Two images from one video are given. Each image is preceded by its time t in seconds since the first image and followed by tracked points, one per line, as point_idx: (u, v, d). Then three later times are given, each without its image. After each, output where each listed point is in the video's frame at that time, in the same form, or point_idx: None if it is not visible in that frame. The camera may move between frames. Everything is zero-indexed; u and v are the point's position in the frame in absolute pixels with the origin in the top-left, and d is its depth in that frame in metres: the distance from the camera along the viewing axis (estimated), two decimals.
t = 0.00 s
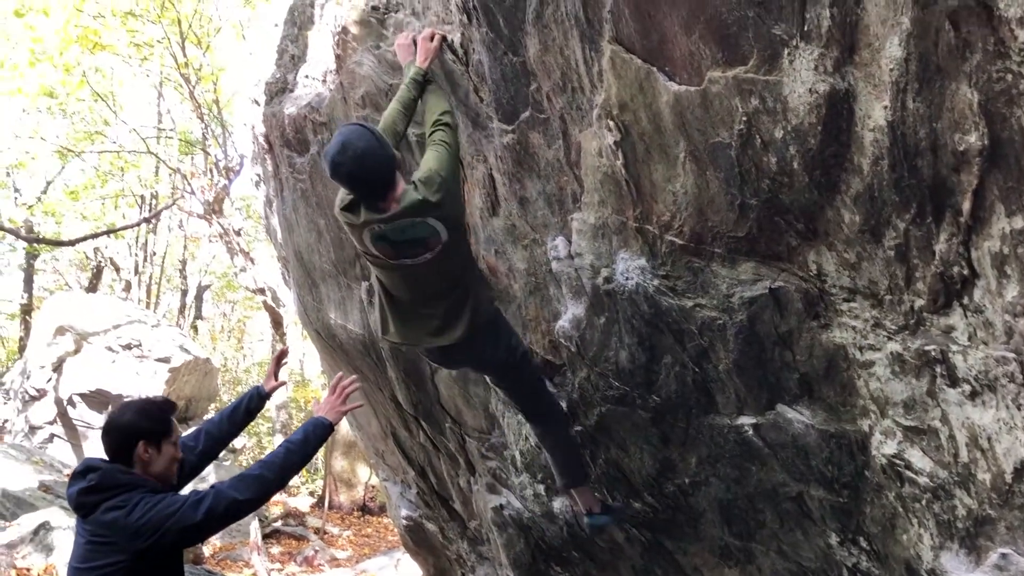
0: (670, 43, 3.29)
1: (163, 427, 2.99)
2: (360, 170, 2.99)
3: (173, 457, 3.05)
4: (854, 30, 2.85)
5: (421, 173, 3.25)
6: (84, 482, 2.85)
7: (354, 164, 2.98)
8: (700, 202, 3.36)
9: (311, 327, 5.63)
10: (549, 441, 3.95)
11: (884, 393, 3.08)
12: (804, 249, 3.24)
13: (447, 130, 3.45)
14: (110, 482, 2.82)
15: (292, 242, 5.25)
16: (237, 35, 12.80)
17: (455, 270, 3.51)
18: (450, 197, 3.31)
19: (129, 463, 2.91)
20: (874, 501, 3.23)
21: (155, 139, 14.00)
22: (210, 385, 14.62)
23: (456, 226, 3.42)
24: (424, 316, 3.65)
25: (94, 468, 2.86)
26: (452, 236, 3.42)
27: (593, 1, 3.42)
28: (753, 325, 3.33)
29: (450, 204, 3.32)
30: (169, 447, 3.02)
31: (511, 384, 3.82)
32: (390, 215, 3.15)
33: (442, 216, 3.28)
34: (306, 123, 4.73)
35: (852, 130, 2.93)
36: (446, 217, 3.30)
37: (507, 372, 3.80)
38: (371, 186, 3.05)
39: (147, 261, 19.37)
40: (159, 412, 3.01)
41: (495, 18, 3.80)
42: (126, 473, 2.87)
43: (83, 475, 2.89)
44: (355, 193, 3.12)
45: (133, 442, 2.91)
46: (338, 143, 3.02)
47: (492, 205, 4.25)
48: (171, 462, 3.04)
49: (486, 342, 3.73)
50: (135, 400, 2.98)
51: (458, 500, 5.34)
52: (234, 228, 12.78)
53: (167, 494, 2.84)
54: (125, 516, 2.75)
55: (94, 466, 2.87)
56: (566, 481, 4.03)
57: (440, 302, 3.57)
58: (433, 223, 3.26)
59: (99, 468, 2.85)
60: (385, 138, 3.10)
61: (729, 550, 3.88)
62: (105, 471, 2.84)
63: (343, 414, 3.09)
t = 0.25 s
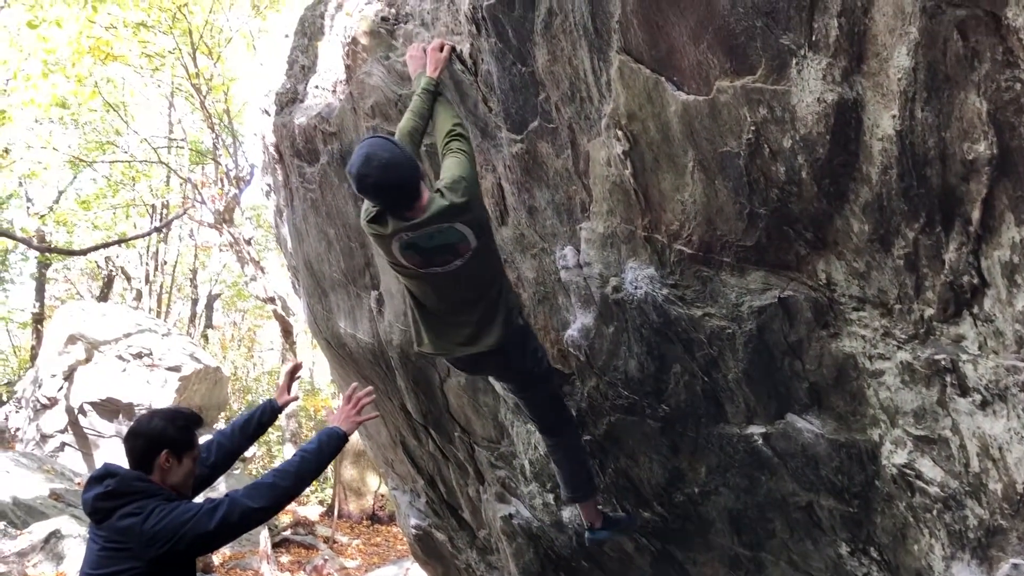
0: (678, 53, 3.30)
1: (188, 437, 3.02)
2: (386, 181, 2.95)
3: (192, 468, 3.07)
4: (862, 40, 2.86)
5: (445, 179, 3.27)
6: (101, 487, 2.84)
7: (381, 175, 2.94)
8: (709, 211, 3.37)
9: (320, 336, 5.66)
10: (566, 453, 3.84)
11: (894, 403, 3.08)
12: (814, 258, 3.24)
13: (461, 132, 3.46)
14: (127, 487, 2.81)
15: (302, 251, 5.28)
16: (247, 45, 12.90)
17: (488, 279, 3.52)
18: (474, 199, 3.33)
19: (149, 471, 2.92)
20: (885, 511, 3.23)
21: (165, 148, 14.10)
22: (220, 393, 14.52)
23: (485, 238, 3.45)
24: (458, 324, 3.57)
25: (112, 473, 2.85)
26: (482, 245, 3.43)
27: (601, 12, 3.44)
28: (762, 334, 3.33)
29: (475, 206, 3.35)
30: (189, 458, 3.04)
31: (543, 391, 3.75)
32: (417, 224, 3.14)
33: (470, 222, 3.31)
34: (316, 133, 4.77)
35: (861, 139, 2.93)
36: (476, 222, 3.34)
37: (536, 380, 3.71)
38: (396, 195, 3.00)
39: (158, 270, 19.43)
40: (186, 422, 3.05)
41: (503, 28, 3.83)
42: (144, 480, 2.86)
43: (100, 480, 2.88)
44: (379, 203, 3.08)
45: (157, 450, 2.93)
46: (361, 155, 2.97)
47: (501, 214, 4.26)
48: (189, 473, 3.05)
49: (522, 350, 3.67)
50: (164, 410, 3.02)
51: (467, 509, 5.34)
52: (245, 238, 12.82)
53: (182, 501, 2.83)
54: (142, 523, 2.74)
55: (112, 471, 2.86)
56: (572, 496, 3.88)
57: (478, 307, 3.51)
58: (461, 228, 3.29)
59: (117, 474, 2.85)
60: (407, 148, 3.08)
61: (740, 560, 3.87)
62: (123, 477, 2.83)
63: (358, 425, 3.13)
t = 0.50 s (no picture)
0: (683, 59, 3.30)
1: (197, 444, 3.03)
2: (379, 193, 3.00)
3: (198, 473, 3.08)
4: (867, 45, 2.86)
5: (434, 187, 3.28)
6: (107, 492, 2.85)
7: (372, 188, 3.00)
8: (714, 216, 3.37)
9: (326, 341, 5.68)
10: (568, 460, 3.89)
11: (900, 409, 3.07)
12: (819, 264, 3.24)
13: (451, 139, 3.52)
14: (134, 493, 2.83)
15: (308, 256, 5.30)
16: (254, 51, 12.97)
17: (485, 281, 3.48)
18: (466, 203, 3.33)
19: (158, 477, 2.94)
20: (891, 517, 3.22)
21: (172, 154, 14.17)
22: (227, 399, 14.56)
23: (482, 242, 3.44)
24: (467, 327, 3.61)
25: (120, 478, 2.86)
26: (478, 246, 3.41)
27: (606, 18, 3.45)
28: (768, 339, 3.33)
29: (468, 210, 3.35)
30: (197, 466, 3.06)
31: (552, 398, 3.81)
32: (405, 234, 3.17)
33: (462, 228, 3.30)
34: (322, 139, 4.79)
35: (866, 144, 2.93)
36: (468, 228, 3.32)
37: (548, 386, 3.75)
38: (390, 207, 3.07)
39: (165, 276, 19.49)
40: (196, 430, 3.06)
41: (509, 34, 3.84)
42: (151, 486, 2.88)
43: (107, 484, 2.89)
44: (374, 216, 3.13)
45: (166, 457, 2.94)
46: (355, 166, 3.06)
47: (506, 219, 4.30)
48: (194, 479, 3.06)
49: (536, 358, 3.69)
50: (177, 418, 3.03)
51: (473, 515, 5.34)
52: (252, 243, 12.85)
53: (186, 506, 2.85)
54: (147, 528, 2.75)
55: (119, 475, 2.87)
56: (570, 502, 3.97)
57: (486, 313, 3.54)
58: (455, 233, 3.29)
59: (124, 478, 2.86)
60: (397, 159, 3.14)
61: (746, 566, 3.85)
62: (129, 482, 2.84)
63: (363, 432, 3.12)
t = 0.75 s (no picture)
0: (689, 66, 3.31)
1: (192, 449, 3.04)
2: (345, 208, 3.20)
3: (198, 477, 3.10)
4: (873, 52, 2.86)
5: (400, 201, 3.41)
6: (110, 499, 2.86)
7: (339, 203, 3.21)
8: (720, 223, 3.37)
9: (333, 347, 5.69)
10: (553, 466, 4.01)
11: (907, 415, 3.07)
12: (825, 270, 3.24)
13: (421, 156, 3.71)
14: (135, 499, 2.84)
15: (315, 263, 5.32)
16: (262, 59, 13.04)
17: (465, 285, 3.60)
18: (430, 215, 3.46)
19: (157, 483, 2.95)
20: (898, 524, 3.22)
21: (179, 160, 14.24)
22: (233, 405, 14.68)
23: (451, 252, 3.52)
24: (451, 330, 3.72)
25: (122, 485, 2.88)
26: (449, 253, 3.54)
27: (612, 25, 3.47)
28: (774, 346, 3.33)
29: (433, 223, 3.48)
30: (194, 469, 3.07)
31: (539, 405, 3.92)
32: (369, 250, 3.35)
33: (426, 239, 3.43)
34: (328, 146, 4.82)
35: (872, 151, 2.94)
36: (430, 240, 3.43)
37: (537, 392, 3.89)
38: (356, 224, 3.25)
39: (172, 283, 19.55)
40: (188, 433, 3.05)
41: (515, 42, 3.86)
42: (152, 491, 2.89)
43: (109, 491, 2.91)
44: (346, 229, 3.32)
45: (161, 462, 2.96)
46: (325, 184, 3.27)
47: (513, 226, 4.29)
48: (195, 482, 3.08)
49: (525, 368, 3.80)
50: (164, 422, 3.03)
51: (479, 521, 5.34)
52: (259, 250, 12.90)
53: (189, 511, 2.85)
54: (149, 534, 2.75)
55: (121, 482, 2.89)
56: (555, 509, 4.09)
57: (465, 320, 3.66)
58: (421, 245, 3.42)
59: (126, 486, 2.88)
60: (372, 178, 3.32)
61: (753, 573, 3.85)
62: (131, 489, 2.85)
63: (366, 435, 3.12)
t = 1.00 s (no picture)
0: (697, 74, 3.32)
1: (188, 453, 3.03)
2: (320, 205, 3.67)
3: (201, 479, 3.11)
4: (881, 61, 2.86)
5: (371, 208, 3.66)
6: (118, 507, 2.87)
7: (316, 202, 3.67)
8: (729, 231, 3.37)
9: (341, 354, 5.71)
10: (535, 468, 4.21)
11: (916, 424, 3.06)
12: (834, 278, 3.24)
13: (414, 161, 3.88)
14: (142, 507, 2.84)
15: (323, 270, 5.34)
16: (270, 66, 13.10)
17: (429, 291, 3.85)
18: (395, 225, 3.69)
19: (159, 489, 2.94)
20: (908, 533, 3.21)
21: (187, 167, 14.31)
22: (242, 412, 14.92)
23: (413, 259, 3.78)
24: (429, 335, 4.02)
25: (128, 493, 2.89)
26: (411, 261, 3.78)
27: (620, 34, 3.47)
28: (783, 354, 3.33)
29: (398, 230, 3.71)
30: (195, 473, 3.07)
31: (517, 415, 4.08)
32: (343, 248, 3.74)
33: (388, 246, 3.68)
34: (337, 154, 4.84)
35: (881, 159, 2.94)
36: (393, 247, 3.68)
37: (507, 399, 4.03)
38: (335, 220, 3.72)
39: (180, 289, 19.60)
40: (180, 438, 3.04)
41: (523, 50, 3.88)
42: (159, 498, 2.90)
43: (116, 500, 2.92)
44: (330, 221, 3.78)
45: (160, 471, 2.95)
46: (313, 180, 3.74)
47: (520, 233, 4.29)
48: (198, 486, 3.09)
49: (497, 380, 3.95)
50: (158, 429, 3.02)
51: (486, 529, 5.33)
52: (266, 256, 12.93)
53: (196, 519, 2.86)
54: (156, 541, 2.75)
55: (127, 491, 2.90)
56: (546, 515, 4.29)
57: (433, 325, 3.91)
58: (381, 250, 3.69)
59: (132, 493, 2.88)
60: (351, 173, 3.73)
61: None
62: (138, 497, 2.86)
63: (371, 439, 3.13)
